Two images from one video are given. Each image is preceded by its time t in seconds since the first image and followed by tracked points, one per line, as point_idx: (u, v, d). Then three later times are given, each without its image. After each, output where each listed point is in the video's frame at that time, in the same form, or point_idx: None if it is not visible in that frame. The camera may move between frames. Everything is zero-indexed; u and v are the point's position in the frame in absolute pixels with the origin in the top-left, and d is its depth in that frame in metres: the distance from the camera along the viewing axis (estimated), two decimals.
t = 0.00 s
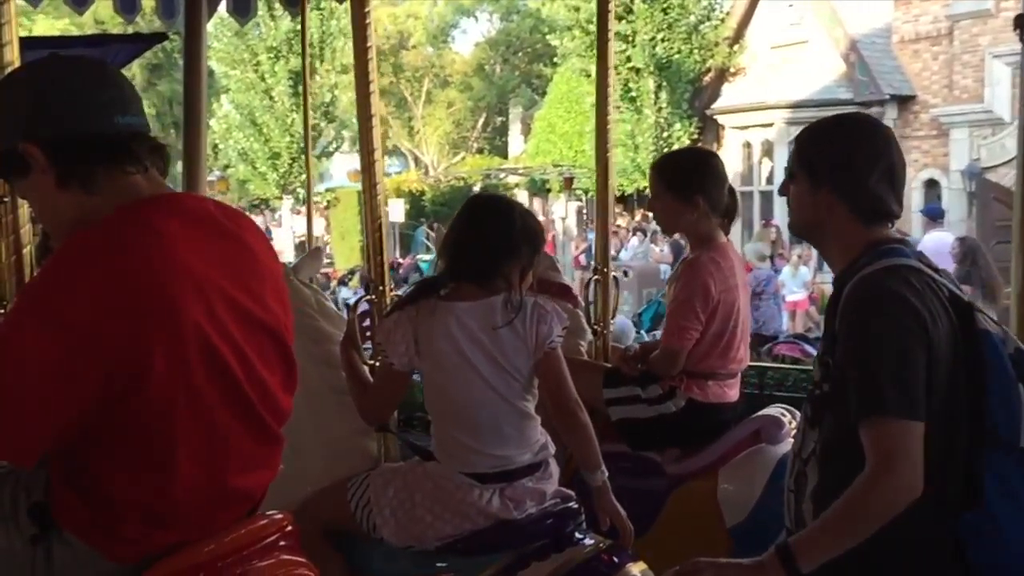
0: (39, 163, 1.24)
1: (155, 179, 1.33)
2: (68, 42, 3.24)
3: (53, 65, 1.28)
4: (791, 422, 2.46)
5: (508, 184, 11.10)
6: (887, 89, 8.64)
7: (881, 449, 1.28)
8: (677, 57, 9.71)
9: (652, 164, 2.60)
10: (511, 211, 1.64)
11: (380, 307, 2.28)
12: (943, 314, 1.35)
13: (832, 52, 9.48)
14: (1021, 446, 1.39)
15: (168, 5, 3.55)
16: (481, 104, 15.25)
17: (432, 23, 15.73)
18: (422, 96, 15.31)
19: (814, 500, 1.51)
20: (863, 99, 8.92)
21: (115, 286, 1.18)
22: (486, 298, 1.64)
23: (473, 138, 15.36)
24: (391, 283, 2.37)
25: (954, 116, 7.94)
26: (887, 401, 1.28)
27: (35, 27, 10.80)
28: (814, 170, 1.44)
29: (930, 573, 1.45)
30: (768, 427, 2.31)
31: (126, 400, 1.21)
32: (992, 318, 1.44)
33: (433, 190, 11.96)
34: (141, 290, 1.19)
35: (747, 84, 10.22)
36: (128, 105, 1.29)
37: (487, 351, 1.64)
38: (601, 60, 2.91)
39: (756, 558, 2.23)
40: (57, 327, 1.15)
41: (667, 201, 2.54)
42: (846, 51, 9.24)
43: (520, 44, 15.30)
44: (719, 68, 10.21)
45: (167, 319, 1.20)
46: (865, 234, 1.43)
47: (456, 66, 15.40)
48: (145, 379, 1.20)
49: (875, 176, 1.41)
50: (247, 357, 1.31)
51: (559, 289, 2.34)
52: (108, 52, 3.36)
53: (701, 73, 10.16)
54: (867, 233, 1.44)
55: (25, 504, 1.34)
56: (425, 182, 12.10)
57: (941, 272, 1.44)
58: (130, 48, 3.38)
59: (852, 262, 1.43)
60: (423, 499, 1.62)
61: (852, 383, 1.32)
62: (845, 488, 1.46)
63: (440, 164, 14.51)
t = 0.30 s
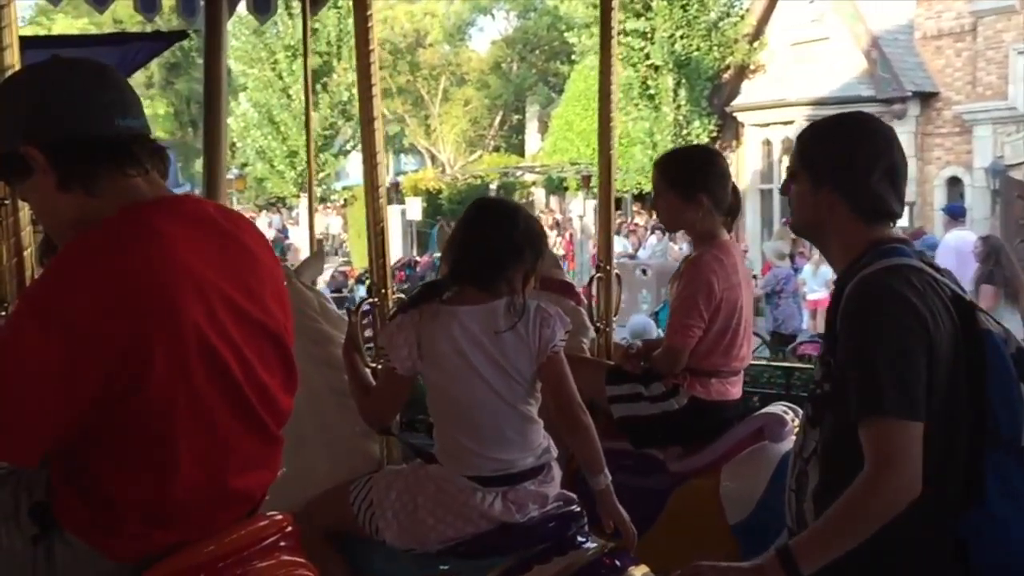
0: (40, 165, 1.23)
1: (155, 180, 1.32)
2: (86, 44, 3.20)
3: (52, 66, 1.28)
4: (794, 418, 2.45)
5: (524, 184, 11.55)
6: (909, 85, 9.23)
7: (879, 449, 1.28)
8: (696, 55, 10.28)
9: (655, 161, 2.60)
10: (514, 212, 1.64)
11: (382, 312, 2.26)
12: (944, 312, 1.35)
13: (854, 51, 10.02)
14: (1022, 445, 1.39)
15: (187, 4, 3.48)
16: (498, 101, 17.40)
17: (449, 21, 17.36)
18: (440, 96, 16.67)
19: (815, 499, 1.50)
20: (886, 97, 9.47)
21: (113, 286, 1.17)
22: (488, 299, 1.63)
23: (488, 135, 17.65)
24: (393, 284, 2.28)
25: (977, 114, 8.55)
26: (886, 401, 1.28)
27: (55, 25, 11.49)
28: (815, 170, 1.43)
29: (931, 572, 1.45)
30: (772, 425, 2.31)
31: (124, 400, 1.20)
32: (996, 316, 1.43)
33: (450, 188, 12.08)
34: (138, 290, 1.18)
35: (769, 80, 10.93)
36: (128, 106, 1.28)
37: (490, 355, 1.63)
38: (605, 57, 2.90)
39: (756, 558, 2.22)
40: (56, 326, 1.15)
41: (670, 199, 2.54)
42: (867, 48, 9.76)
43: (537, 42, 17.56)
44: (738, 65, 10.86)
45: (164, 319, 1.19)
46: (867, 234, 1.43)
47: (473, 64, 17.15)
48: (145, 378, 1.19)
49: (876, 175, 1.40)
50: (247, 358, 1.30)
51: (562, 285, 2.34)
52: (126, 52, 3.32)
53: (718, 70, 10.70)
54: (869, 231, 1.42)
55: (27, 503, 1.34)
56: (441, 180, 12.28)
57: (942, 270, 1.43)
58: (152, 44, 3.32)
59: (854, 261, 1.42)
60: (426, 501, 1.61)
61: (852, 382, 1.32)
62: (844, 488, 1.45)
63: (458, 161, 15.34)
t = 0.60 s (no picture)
0: (41, 166, 1.22)
1: (158, 182, 1.31)
2: (105, 43, 3.17)
3: (55, 67, 1.27)
4: (797, 414, 2.44)
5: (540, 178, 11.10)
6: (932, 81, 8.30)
7: (879, 448, 1.27)
8: (716, 50, 9.50)
9: (659, 158, 2.59)
10: (516, 214, 1.64)
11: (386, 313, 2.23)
12: (947, 311, 1.34)
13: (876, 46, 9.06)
14: None
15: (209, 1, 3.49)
16: (515, 98, 14.92)
17: (465, 16, 15.24)
18: (456, 91, 14.65)
19: (817, 497, 1.50)
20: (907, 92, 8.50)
21: (113, 286, 1.17)
22: (491, 299, 1.63)
23: (507, 131, 14.98)
24: (397, 286, 2.23)
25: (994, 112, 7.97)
26: (889, 402, 1.27)
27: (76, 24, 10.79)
28: (817, 169, 1.42)
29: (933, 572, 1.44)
30: (776, 422, 2.30)
31: (125, 401, 1.20)
32: (998, 315, 1.42)
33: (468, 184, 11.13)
34: (139, 291, 1.17)
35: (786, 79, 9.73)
36: (130, 108, 1.28)
37: (494, 357, 1.63)
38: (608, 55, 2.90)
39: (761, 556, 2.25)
40: (59, 326, 1.15)
41: (674, 196, 2.53)
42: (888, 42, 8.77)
43: (555, 39, 14.78)
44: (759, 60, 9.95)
45: (164, 320, 1.19)
46: (870, 232, 1.42)
47: (490, 59, 15.09)
48: (146, 378, 1.19)
49: (878, 173, 1.39)
50: (248, 360, 1.30)
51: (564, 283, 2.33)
52: (147, 50, 3.29)
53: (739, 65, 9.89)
54: (872, 229, 1.42)
55: (29, 502, 1.33)
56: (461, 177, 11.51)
57: (945, 269, 1.42)
58: (174, 42, 3.28)
59: (857, 258, 1.42)
60: (430, 503, 1.61)
61: (853, 381, 1.31)
62: (845, 486, 1.45)
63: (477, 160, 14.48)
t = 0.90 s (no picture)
0: (47, 167, 1.22)
1: (162, 184, 1.30)
2: (124, 41, 3.15)
3: (59, 66, 1.27)
4: (803, 412, 2.49)
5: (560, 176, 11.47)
6: (957, 76, 8.93)
7: (880, 446, 1.27)
8: (738, 46, 10.34)
9: (664, 154, 2.58)
10: (523, 217, 1.64)
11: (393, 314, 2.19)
12: (949, 310, 1.33)
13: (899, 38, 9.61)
14: None
15: None
16: (534, 95, 15.11)
17: (486, 13, 15.23)
18: (474, 88, 14.91)
19: (820, 496, 1.50)
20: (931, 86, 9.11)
21: (115, 287, 1.16)
22: (499, 301, 1.62)
23: (524, 128, 15.33)
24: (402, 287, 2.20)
25: None
26: (888, 400, 1.27)
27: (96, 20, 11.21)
28: (821, 167, 1.42)
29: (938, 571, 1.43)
30: (780, 420, 2.35)
31: (128, 402, 1.20)
32: (1002, 313, 1.42)
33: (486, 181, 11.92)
34: (140, 292, 1.17)
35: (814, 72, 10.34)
36: (135, 109, 1.27)
37: (499, 359, 1.62)
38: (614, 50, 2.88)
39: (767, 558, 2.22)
40: (61, 327, 1.14)
41: (679, 191, 2.52)
42: (913, 37, 9.35)
43: (575, 35, 15.00)
44: (781, 56, 10.54)
45: (167, 322, 1.19)
46: (872, 232, 1.41)
47: (510, 56, 15.04)
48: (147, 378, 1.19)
49: (882, 171, 1.38)
50: (250, 360, 1.29)
51: (566, 276, 2.34)
52: (168, 48, 3.26)
53: (761, 61, 10.54)
54: (875, 227, 1.41)
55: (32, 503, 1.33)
56: (479, 174, 12.12)
57: (949, 268, 1.42)
58: (194, 39, 3.24)
59: (860, 257, 1.41)
60: (434, 505, 1.61)
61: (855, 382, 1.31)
62: (847, 486, 1.44)
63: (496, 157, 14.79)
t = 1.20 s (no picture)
0: (56, 171, 1.21)
1: (168, 189, 1.28)
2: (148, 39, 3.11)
3: (68, 71, 1.26)
4: (807, 409, 2.47)
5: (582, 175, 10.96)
6: (985, 74, 8.83)
7: (882, 447, 1.26)
8: (761, 43, 10.57)
9: (670, 152, 2.58)
10: (531, 221, 1.63)
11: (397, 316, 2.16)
12: (954, 310, 1.32)
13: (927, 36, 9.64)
14: None
15: None
16: (555, 92, 15.08)
17: (506, 11, 15.09)
18: (495, 86, 14.90)
19: (824, 496, 1.49)
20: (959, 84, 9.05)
21: (117, 289, 1.14)
22: (506, 305, 1.62)
23: (545, 126, 15.33)
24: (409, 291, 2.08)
25: None
26: (892, 402, 1.26)
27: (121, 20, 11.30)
28: (827, 167, 1.41)
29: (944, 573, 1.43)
30: (786, 417, 2.32)
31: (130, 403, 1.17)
32: (1006, 313, 1.41)
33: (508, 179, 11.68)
34: (143, 292, 1.15)
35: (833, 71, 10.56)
36: (143, 113, 1.25)
37: (506, 362, 1.62)
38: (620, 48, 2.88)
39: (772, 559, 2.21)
40: (62, 327, 1.13)
41: (685, 189, 2.52)
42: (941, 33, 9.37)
43: (595, 32, 14.86)
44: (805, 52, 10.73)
45: (169, 323, 1.16)
46: (878, 232, 1.40)
47: (530, 54, 15.05)
48: (150, 380, 1.16)
49: (888, 171, 1.38)
50: (255, 362, 1.27)
51: (573, 275, 2.32)
52: (193, 47, 3.21)
53: (785, 58, 10.73)
54: (881, 226, 1.40)
55: (42, 503, 1.32)
56: (500, 171, 12.02)
57: (955, 268, 1.40)
58: (220, 38, 3.20)
59: (865, 256, 1.40)
60: (440, 507, 1.61)
61: (857, 383, 1.30)
62: (852, 487, 1.44)
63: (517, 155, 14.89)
